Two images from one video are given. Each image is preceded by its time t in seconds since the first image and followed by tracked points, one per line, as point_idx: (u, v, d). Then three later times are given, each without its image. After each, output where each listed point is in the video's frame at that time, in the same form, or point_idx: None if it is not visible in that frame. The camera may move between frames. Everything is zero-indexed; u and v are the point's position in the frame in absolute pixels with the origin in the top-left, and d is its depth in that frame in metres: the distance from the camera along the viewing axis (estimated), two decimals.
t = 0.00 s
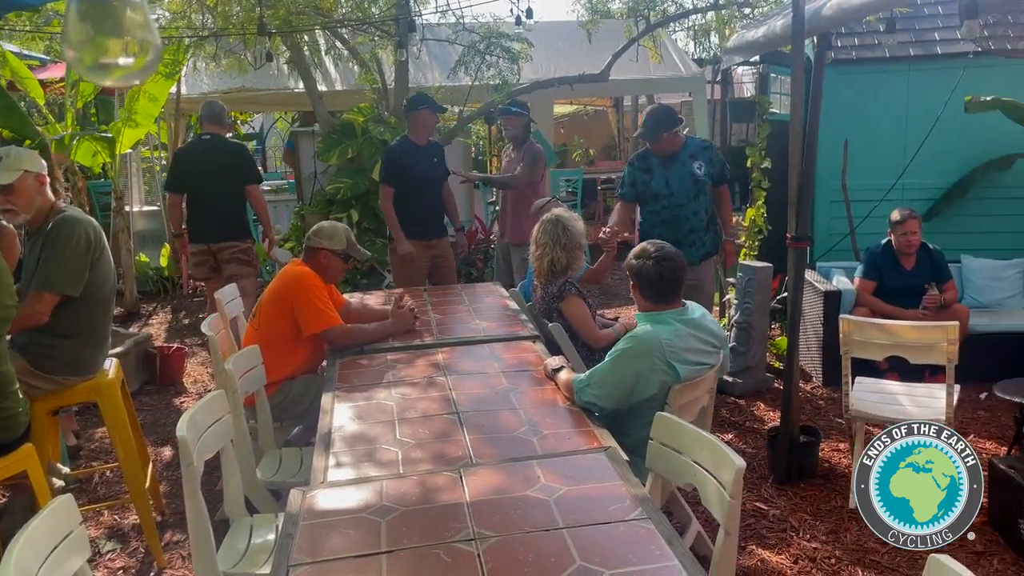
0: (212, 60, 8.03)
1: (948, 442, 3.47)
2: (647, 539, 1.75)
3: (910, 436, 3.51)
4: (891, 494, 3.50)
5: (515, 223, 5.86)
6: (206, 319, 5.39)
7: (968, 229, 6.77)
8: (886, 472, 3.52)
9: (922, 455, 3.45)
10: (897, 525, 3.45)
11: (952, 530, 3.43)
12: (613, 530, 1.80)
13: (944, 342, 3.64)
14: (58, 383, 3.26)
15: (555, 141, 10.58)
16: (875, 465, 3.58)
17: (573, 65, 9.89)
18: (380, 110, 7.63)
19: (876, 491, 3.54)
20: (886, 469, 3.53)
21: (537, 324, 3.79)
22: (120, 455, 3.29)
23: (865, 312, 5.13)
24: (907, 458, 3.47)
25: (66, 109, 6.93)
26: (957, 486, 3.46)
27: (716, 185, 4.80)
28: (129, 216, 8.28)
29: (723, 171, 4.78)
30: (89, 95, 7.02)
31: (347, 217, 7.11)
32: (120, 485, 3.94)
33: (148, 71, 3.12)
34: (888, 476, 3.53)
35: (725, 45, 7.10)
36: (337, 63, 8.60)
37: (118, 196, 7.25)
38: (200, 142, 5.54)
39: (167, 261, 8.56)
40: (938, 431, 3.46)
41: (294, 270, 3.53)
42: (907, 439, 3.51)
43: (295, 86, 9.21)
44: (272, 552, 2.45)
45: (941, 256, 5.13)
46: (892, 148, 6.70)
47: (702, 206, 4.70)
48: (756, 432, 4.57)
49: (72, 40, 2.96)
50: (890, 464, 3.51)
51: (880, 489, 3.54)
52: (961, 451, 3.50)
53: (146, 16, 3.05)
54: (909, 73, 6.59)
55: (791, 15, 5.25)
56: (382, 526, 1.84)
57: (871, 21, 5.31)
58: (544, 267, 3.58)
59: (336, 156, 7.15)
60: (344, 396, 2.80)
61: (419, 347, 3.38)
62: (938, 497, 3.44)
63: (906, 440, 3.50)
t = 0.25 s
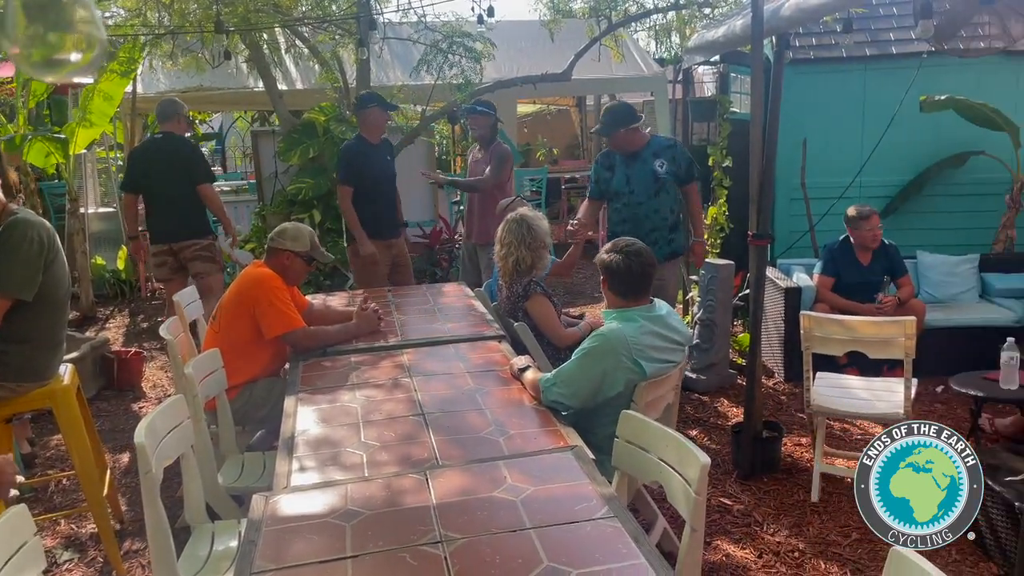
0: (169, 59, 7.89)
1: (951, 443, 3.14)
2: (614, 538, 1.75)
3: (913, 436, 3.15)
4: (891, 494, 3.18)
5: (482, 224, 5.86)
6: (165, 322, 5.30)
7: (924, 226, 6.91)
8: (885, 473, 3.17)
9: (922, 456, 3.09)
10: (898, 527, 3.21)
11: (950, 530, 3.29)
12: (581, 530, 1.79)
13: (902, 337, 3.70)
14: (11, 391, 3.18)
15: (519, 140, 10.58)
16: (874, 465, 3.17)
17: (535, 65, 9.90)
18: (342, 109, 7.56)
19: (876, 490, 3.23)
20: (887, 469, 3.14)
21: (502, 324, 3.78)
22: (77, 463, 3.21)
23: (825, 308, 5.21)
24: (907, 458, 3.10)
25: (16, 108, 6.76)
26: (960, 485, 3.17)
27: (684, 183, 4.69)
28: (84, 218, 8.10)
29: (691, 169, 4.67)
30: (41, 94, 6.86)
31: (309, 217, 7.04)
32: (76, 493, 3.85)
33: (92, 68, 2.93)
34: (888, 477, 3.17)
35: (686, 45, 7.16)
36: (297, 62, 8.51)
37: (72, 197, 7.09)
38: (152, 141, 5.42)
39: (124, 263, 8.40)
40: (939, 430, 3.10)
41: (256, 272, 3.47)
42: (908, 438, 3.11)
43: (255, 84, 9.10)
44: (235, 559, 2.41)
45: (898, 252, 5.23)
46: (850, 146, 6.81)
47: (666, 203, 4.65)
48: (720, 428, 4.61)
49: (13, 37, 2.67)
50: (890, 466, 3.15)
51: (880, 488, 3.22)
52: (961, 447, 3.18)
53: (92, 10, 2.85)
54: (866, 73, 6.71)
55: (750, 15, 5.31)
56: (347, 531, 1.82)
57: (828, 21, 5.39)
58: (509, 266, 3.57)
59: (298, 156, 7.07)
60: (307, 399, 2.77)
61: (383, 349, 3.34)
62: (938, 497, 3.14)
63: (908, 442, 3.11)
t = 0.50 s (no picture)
0: (120, 57, 7.72)
1: (949, 445, 2.84)
2: (578, 538, 1.75)
3: (911, 437, 2.86)
4: (891, 494, 2.98)
5: (443, 224, 5.84)
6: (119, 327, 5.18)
7: (876, 224, 7.05)
8: (883, 473, 2.95)
9: (922, 456, 2.85)
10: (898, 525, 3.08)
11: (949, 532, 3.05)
12: (545, 530, 1.79)
13: (857, 333, 3.77)
14: None
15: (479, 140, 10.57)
16: (874, 465, 2.94)
17: (495, 65, 9.89)
18: (299, 108, 7.48)
19: (875, 491, 3.01)
20: (887, 470, 2.91)
21: (464, 324, 3.76)
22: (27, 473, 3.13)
23: (783, 305, 5.28)
24: (907, 457, 2.87)
25: None
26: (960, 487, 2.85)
27: (636, 178, 4.64)
28: (33, 220, 7.89)
29: (640, 164, 4.63)
30: None
31: (267, 218, 6.95)
32: (28, 504, 3.75)
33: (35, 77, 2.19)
34: (888, 476, 2.94)
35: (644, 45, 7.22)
36: (253, 61, 8.39)
37: (21, 200, 6.91)
38: (105, 140, 5.24)
39: (76, 267, 8.20)
40: (941, 431, 2.82)
41: (212, 275, 3.41)
42: (907, 436, 2.85)
43: (210, 84, 8.95)
44: (194, 568, 2.36)
45: (853, 249, 5.32)
46: (804, 145, 6.92)
47: (616, 200, 4.62)
48: (681, 425, 4.65)
49: None
50: (887, 464, 2.92)
51: (879, 489, 3.00)
52: (963, 448, 2.82)
53: (34, 5, 2.12)
54: (819, 73, 6.82)
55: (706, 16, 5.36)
56: (308, 537, 1.79)
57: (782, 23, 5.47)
58: (471, 267, 3.55)
59: (255, 156, 6.97)
60: (266, 403, 2.72)
61: (344, 352, 3.30)
62: (937, 498, 2.90)
63: (907, 442, 2.86)
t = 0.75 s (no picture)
0: (63, 56, 7.51)
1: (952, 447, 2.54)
2: (538, 539, 1.75)
3: (911, 437, 2.51)
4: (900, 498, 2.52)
5: (397, 225, 5.79)
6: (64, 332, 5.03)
7: (826, 223, 7.20)
8: (884, 474, 2.72)
9: (922, 456, 2.61)
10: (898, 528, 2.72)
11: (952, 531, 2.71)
12: (504, 533, 1.78)
13: (808, 331, 3.84)
14: None
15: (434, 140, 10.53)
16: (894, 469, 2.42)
17: (448, 65, 9.86)
18: (250, 109, 7.37)
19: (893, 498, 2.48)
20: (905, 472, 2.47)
21: (421, 326, 3.74)
22: None
23: (735, 304, 5.36)
24: (907, 457, 2.65)
25: None
26: (960, 486, 2.72)
27: (580, 177, 4.62)
28: None
29: (584, 163, 4.62)
30: None
31: (218, 220, 6.82)
32: None
33: None
34: (887, 477, 2.72)
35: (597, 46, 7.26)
36: (202, 60, 8.24)
37: None
38: (53, 141, 5.04)
39: (18, 271, 7.95)
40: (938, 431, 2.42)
41: (161, 279, 3.33)
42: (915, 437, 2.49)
43: (157, 83, 8.76)
44: None
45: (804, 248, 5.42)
46: (755, 146, 7.03)
47: (562, 200, 4.60)
48: (638, 423, 4.69)
49: None
50: (888, 465, 2.70)
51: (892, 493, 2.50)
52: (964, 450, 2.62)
53: None
54: (768, 75, 6.94)
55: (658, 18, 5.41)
56: (264, 545, 1.76)
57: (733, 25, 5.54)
58: (428, 268, 3.53)
59: (205, 157, 6.84)
60: (219, 409, 2.67)
61: (298, 356, 3.25)
62: (938, 498, 2.70)
63: (907, 441, 2.58)
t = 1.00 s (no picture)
0: None
1: (942, 438, 2.95)
2: (491, 541, 1.74)
3: (912, 435, 2.77)
4: (890, 494, 2.80)
5: (344, 227, 5.72)
6: None
7: (769, 223, 7.34)
8: (883, 472, 2.79)
9: (922, 455, 2.84)
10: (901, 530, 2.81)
11: (951, 529, 2.96)
12: (457, 535, 1.77)
13: (754, 329, 3.91)
14: None
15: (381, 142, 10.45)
16: (874, 466, 2.72)
17: (396, 66, 9.80)
18: (192, 109, 7.22)
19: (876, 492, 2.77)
20: (888, 468, 2.78)
21: (371, 329, 3.70)
22: None
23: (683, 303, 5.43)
24: (907, 457, 2.80)
25: None
26: (956, 485, 2.95)
27: (521, 177, 4.62)
28: None
29: (524, 163, 4.62)
30: None
31: (159, 223, 6.66)
32: None
33: None
34: (887, 476, 2.81)
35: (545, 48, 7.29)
36: (141, 59, 8.03)
37: None
38: None
39: None
40: (935, 429, 2.86)
41: (101, 284, 3.23)
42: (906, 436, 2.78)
43: (95, 83, 8.52)
44: None
45: (751, 248, 5.51)
46: (700, 148, 7.14)
47: (505, 203, 4.61)
48: (589, 423, 4.71)
49: None
50: (888, 464, 2.77)
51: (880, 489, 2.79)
52: (958, 446, 3.00)
53: None
54: (712, 78, 7.05)
55: (605, 21, 5.45)
56: (211, 554, 1.72)
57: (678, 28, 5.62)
58: (377, 271, 3.49)
59: (145, 158, 6.66)
60: (162, 417, 2.60)
61: (245, 361, 3.19)
62: (937, 497, 2.89)
63: (908, 440, 2.75)
